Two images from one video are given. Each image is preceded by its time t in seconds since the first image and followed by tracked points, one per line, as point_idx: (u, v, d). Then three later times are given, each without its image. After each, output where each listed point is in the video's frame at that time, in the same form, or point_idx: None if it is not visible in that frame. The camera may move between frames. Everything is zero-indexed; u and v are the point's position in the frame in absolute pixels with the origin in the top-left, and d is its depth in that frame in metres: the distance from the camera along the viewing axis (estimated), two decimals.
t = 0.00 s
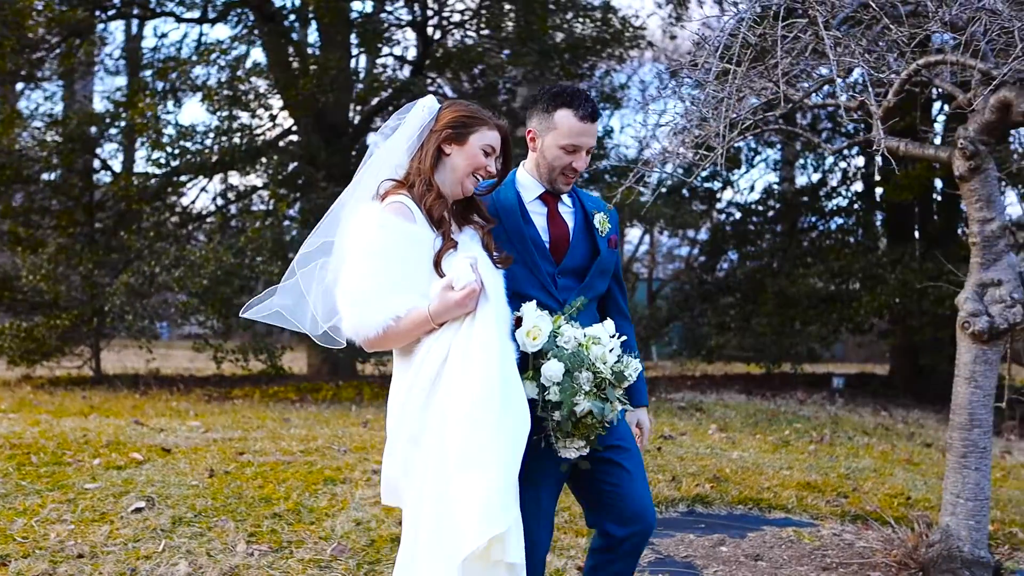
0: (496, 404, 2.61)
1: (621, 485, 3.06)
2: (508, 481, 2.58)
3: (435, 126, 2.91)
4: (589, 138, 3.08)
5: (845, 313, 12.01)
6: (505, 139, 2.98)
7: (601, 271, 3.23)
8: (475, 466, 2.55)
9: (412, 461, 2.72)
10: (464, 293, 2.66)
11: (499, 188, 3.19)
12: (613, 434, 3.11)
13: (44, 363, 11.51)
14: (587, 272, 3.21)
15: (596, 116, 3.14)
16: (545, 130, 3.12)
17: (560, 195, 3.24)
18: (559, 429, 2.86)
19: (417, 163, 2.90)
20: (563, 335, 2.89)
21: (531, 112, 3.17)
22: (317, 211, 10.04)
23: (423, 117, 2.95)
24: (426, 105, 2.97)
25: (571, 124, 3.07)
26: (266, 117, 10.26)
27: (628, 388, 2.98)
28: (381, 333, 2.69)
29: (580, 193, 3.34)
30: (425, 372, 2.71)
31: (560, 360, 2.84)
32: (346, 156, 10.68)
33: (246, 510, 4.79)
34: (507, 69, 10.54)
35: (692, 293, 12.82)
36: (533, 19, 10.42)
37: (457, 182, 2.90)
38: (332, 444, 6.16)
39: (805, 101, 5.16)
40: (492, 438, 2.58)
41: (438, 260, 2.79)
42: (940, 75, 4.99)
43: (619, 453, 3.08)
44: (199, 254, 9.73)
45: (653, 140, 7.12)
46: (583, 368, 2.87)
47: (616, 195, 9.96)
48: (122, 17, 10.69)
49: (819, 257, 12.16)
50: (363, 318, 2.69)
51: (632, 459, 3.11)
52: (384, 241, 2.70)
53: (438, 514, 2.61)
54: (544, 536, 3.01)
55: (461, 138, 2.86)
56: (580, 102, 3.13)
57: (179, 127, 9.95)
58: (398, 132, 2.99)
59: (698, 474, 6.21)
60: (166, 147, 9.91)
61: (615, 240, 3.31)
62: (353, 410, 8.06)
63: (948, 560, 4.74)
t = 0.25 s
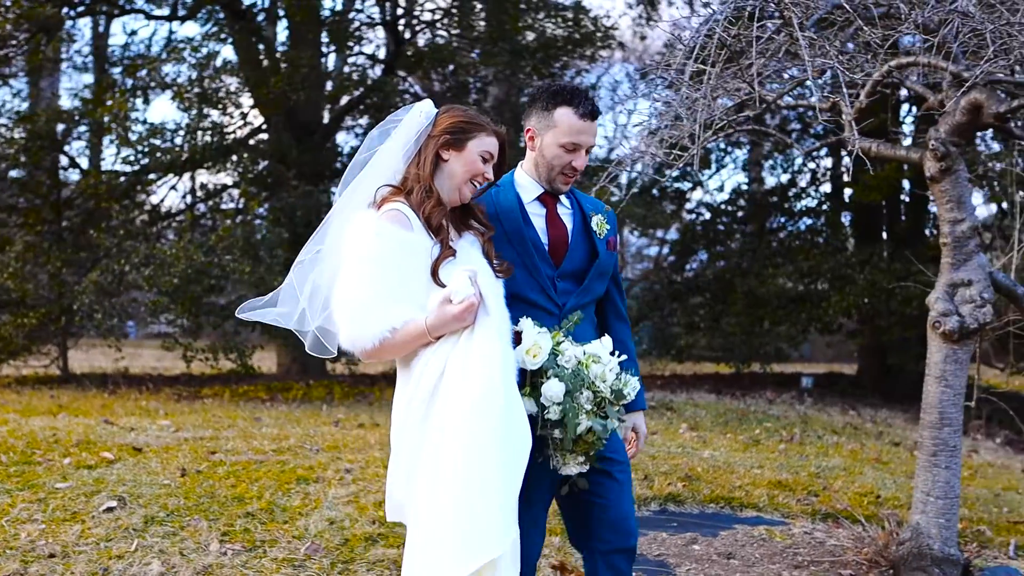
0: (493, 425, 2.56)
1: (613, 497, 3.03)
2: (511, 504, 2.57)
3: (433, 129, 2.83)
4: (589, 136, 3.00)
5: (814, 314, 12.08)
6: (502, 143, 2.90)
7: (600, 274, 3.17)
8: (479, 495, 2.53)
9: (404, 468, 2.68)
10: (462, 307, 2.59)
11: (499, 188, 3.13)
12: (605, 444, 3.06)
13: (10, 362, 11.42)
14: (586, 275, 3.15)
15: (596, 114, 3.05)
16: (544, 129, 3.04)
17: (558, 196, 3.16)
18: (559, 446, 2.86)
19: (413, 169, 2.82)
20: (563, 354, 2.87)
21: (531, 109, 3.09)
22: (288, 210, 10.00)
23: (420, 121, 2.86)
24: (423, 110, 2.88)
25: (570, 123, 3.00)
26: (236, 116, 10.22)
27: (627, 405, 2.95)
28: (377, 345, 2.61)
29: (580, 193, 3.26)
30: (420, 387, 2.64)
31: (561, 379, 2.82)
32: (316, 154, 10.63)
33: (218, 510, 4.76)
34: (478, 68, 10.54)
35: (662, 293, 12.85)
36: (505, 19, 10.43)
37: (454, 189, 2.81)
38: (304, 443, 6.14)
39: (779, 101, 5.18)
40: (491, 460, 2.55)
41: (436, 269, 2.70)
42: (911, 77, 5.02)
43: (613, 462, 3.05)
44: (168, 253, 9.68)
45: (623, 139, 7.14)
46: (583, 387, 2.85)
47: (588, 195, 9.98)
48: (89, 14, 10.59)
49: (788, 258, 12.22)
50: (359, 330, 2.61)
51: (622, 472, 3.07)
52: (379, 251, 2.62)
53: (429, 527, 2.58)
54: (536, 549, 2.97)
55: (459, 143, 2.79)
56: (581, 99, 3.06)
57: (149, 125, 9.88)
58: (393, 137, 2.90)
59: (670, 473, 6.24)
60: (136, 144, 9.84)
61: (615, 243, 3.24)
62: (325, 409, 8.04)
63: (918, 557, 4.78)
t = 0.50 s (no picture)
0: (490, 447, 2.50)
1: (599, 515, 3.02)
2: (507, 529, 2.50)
3: (429, 132, 2.71)
4: (593, 144, 3.00)
5: (781, 313, 12.16)
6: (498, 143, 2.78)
7: (601, 284, 3.13)
8: (473, 519, 2.47)
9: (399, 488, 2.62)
10: (467, 327, 2.49)
11: (502, 197, 3.11)
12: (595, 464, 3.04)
13: None
14: (588, 286, 3.12)
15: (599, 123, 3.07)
16: (548, 137, 3.04)
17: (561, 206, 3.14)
18: (549, 465, 2.79)
19: (411, 173, 2.71)
20: (563, 372, 2.82)
21: (535, 117, 3.09)
22: (257, 208, 9.94)
23: (416, 123, 2.73)
24: (419, 112, 2.76)
25: (575, 131, 3.00)
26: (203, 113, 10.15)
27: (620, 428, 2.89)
28: (381, 360, 2.52)
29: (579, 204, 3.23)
30: (417, 405, 2.57)
31: (558, 398, 2.76)
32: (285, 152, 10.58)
33: (188, 509, 4.74)
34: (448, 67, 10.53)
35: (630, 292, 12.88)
36: (475, 18, 10.42)
37: (454, 194, 2.70)
38: (275, 441, 6.12)
39: (750, 101, 5.20)
40: (486, 483, 2.49)
41: (441, 279, 2.59)
42: (877, 78, 5.09)
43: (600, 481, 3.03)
44: (136, 250, 9.61)
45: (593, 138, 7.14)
46: (579, 408, 2.79)
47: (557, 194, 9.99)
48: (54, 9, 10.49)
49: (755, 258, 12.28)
50: (361, 346, 2.52)
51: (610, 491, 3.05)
52: (381, 265, 2.52)
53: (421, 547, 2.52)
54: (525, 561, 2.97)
55: (458, 146, 2.67)
56: (584, 108, 3.07)
57: (116, 122, 9.80)
58: (388, 141, 2.76)
59: (641, 471, 6.26)
60: (102, 141, 9.76)
61: (615, 253, 3.21)
62: (294, 407, 8.01)
63: (887, 554, 4.82)
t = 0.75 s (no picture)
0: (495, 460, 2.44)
1: (597, 530, 2.98)
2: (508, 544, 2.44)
3: (426, 129, 2.68)
4: (600, 156, 2.89)
5: (747, 312, 12.21)
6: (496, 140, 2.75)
7: (604, 296, 3.05)
8: (475, 531, 2.40)
9: (410, 499, 2.58)
10: (482, 337, 2.46)
11: (505, 204, 3.01)
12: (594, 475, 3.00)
13: None
14: (592, 297, 3.03)
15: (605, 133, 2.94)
16: (555, 147, 2.92)
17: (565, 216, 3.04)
18: (545, 470, 2.71)
19: (410, 172, 2.68)
20: (563, 375, 2.74)
21: (541, 126, 2.98)
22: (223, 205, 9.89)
23: (411, 119, 2.71)
24: (415, 109, 2.74)
25: (583, 141, 2.89)
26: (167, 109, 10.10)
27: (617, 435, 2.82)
28: (389, 366, 2.47)
29: (582, 213, 3.14)
30: (427, 414, 2.53)
31: (557, 402, 2.67)
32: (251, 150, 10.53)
33: (157, 507, 4.71)
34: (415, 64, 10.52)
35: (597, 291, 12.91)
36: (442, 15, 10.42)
37: (455, 192, 2.67)
38: (243, 439, 6.10)
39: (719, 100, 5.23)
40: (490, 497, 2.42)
41: (449, 283, 2.55)
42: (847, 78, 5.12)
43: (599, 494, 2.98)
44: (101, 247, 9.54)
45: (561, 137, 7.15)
46: (578, 414, 2.71)
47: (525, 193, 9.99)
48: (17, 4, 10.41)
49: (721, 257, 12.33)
50: (368, 350, 2.47)
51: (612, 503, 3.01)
52: (390, 267, 2.48)
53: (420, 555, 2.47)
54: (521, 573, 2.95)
55: (456, 143, 2.64)
56: (591, 117, 2.96)
57: (80, 118, 9.73)
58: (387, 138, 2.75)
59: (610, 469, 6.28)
60: (66, 137, 9.68)
61: (618, 264, 3.13)
62: (261, 405, 7.98)
63: (854, 550, 4.85)
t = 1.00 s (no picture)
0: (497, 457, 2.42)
1: (591, 532, 2.97)
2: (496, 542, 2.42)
3: (423, 119, 2.69)
4: (606, 163, 2.85)
5: (709, 310, 12.24)
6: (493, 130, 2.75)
7: (602, 303, 3.02)
8: (469, 526, 2.39)
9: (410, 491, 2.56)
10: (486, 330, 2.48)
11: (503, 207, 2.99)
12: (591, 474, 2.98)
13: None
14: (588, 303, 3.01)
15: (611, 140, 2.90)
16: (562, 151, 2.87)
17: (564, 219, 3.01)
18: (546, 463, 2.63)
19: (406, 162, 2.68)
20: (559, 364, 2.68)
21: (548, 128, 2.91)
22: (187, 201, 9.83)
23: (407, 109, 2.71)
24: (411, 98, 2.73)
25: (590, 147, 2.84)
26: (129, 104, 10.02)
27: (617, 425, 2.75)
28: (390, 360, 2.48)
29: (580, 220, 3.10)
30: (430, 404, 2.52)
31: (555, 389, 2.61)
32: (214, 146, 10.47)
33: (121, 505, 4.68)
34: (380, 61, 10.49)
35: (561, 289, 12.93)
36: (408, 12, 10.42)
37: (452, 181, 2.68)
38: (207, 437, 6.07)
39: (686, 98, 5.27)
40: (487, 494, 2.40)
41: (448, 273, 2.56)
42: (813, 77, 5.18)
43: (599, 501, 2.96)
44: (63, 243, 9.45)
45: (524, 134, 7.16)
46: (576, 402, 2.64)
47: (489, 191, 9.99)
48: None
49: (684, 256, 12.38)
50: (369, 344, 2.49)
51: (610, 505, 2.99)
52: (389, 259, 2.49)
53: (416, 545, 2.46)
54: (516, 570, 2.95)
55: (452, 133, 2.64)
56: (597, 124, 2.91)
57: (42, 112, 9.63)
58: (381, 130, 2.75)
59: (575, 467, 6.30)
60: (27, 132, 9.57)
61: (616, 272, 3.10)
62: (224, 403, 7.93)
63: (818, 547, 4.88)
